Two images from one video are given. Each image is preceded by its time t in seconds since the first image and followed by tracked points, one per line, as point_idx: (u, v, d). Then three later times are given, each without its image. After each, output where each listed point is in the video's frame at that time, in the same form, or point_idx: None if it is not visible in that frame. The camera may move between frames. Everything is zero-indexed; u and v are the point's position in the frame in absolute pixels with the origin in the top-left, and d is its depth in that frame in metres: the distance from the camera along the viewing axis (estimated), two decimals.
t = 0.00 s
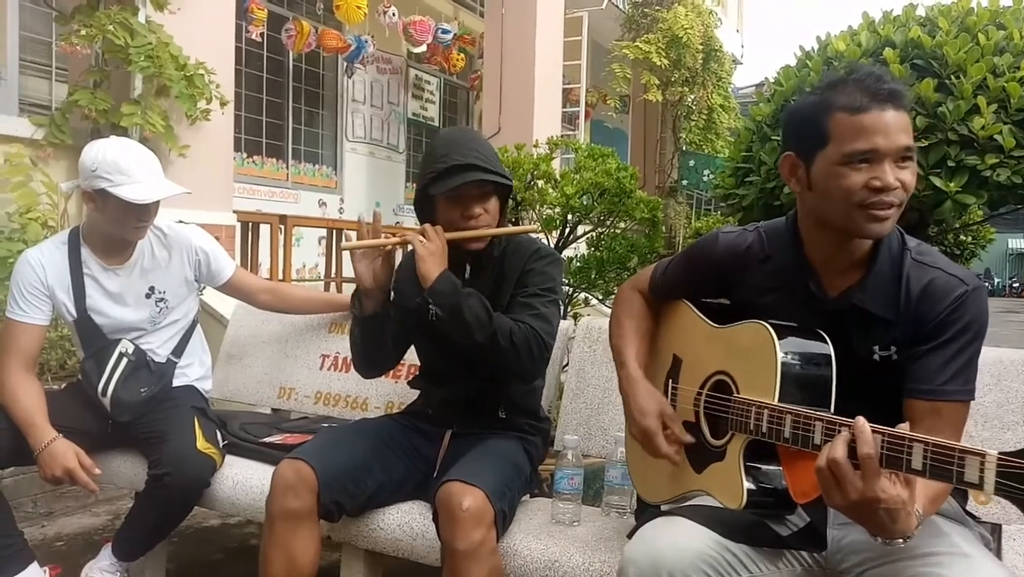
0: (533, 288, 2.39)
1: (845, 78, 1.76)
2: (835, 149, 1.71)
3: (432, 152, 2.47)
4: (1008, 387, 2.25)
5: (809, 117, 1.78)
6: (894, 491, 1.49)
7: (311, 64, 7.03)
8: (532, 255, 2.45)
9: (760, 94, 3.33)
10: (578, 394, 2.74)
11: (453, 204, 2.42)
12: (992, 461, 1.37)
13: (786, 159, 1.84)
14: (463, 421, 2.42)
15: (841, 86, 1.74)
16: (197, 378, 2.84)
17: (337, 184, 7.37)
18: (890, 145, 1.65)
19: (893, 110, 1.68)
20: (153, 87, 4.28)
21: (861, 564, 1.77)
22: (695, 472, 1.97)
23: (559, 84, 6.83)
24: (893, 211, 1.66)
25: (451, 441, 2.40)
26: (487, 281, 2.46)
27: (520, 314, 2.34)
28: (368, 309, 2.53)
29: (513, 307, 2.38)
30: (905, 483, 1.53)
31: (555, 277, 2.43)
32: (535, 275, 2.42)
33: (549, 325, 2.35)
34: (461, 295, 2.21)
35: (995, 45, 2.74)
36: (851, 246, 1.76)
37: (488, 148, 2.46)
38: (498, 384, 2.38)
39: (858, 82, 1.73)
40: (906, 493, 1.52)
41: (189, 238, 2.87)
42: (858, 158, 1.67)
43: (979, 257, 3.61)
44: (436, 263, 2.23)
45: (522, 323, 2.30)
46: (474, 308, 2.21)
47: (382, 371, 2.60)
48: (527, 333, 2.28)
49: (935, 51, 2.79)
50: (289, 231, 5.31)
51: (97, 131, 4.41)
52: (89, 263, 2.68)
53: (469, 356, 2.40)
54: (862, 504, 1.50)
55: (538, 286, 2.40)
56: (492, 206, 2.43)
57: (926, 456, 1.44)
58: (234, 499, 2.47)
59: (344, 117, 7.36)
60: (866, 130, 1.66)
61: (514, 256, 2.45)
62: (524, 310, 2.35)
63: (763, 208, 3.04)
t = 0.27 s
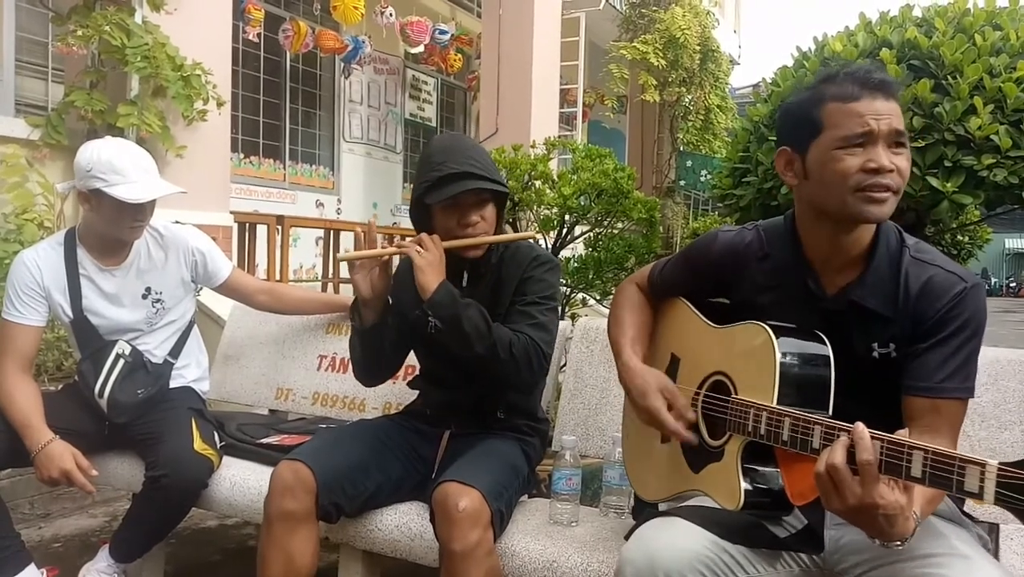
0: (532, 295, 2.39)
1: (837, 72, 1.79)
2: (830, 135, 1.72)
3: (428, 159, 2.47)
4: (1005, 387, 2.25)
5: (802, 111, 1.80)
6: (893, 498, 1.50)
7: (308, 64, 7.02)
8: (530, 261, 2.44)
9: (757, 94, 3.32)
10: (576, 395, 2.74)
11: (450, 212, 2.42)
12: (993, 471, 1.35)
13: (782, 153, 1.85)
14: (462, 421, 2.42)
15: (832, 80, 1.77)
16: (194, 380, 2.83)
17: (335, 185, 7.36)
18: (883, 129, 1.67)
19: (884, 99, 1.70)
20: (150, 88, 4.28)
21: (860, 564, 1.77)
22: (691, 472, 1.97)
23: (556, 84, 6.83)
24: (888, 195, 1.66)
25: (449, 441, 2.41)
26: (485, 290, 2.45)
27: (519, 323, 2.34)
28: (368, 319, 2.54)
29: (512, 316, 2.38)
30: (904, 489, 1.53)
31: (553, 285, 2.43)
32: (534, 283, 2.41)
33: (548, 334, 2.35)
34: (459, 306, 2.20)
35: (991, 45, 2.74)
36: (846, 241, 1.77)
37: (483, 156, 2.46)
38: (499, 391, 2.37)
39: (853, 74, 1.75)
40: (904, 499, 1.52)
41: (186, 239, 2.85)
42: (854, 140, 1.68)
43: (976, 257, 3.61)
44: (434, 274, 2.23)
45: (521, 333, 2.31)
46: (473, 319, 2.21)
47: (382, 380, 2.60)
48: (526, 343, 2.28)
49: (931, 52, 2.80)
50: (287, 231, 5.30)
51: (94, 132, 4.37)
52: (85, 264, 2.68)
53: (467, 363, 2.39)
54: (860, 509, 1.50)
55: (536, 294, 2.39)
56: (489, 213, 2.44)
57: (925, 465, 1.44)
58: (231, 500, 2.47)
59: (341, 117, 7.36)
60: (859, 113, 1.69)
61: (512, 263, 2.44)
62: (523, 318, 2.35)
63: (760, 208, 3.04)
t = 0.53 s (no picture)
0: (541, 289, 2.40)
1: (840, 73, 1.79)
2: (833, 137, 1.72)
3: (445, 150, 2.46)
4: (1005, 387, 2.25)
5: (805, 111, 1.80)
6: (896, 492, 1.50)
7: (307, 65, 7.02)
8: (537, 256, 2.46)
9: (756, 94, 3.32)
10: (576, 395, 2.74)
11: (466, 204, 2.42)
12: (988, 465, 1.36)
13: (785, 153, 1.84)
14: (462, 422, 2.41)
15: (834, 81, 1.78)
16: (193, 381, 2.83)
17: (334, 185, 7.36)
18: (887, 129, 1.67)
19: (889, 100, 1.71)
20: (149, 88, 4.27)
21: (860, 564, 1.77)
22: (692, 472, 1.97)
23: (556, 84, 6.83)
24: (890, 196, 1.67)
25: (449, 444, 2.40)
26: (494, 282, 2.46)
27: (532, 314, 2.35)
28: (375, 311, 2.48)
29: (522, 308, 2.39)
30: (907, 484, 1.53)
31: (560, 279, 2.44)
32: (542, 277, 2.43)
33: (560, 327, 2.36)
34: (478, 296, 2.21)
35: (990, 45, 2.74)
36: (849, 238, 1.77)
37: (499, 149, 2.46)
38: (506, 384, 2.39)
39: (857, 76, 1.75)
40: (910, 493, 1.52)
41: (185, 240, 2.85)
42: (856, 141, 1.69)
43: (976, 257, 3.62)
44: (452, 264, 2.22)
45: (535, 324, 2.31)
46: (491, 309, 2.21)
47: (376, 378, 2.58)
48: (542, 334, 2.29)
49: (931, 51, 2.80)
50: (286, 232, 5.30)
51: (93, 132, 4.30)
52: (85, 265, 2.69)
53: (478, 356, 2.40)
54: (864, 509, 1.50)
55: (546, 288, 2.40)
56: (504, 208, 2.45)
57: (922, 461, 1.45)
58: (231, 501, 2.47)
59: (340, 117, 7.36)
60: (863, 114, 1.69)
61: (518, 260, 2.45)
62: (534, 311, 2.36)
63: (759, 208, 3.04)
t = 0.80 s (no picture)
0: (536, 280, 2.41)
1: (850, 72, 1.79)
2: (845, 135, 1.72)
3: (450, 135, 2.47)
4: (1005, 386, 2.25)
5: (814, 111, 1.80)
6: (895, 494, 1.50)
7: (307, 64, 7.02)
8: (535, 251, 2.47)
9: (757, 94, 3.32)
10: (575, 395, 2.74)
11: (466, 187, 2.43)
12: (993, 466, 1.36)
13: (795, 152, 1.84)
14: (459, 420, 2.41)
15: (846, 78, 1.77)
16: (193, 380, 2.83)
17: (334, 185, 7.36)
18: (899, 129, 1.67)
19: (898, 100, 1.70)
20: (149, 87, 4.27)
21: (860, 564, 1.77)
22: (693, 472, 1.97)
23: (555, 84, 6.82)
24: (902, 196, 1.66)
25: (449, 443, 2.40)
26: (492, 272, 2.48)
27: (524, 302, 2.36)
28: (373, 289, 2.47)
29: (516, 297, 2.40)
30: (906, 487, 1.53)
31: (556, 273, 2.46)
32: (538, 269, 2.44)
33: (551, 315, 2.37)
34: (471, 273, 2.23)
35: (991, 45, 2.74)
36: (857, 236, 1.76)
37: (504, 138, 2.47)
38: (504, 377, 2.39)
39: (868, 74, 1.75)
40: (907, 496, 1.52)
41: (185, 239, 2.84)
42: (869, 140, 1.68)
43: (975, 256, 3.62)
44: (449, 240, 2.25)
45: (527, 310, 2.32)
46: (484, 288, 2.23)
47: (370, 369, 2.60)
48: (533, 319, 2.29)
49: (931, 51, 2.80)
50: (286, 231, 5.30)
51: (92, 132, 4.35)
52: (84, 264, 2.69)
53: (477, 358, 2.39)
54: (863, 508, 1.50)
55: (542, 280, 2.42)
56: (504, 197, 2.46)
57: (926, 461, 1.44)
58: (231, 500, 2.47)
59: (340, 117, 7.36)
60: (875, 113, 1.68)
61: (516, 255, 2.46)
62: (528, 299, 2.37)
63: (759, 207, 3.04)
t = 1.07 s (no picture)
0: (524, 271, 2.39)
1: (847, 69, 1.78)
2: (840, 130, 1.72)
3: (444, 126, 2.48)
4: (1007, 385, 2.25)
5: (813, 107, 1.80)
6: (895, 493, 1.48)
7: (310, 62, 7.02)
8: (528, 244, 2.46)
9: (760, 92, 3.32)
10: (578, 393, 2.74)
11: (457, 176, 2.44)
12: (994, 466, 1.36)
13: (792, 148, 1.84)
14: (455, 416, 2.43)
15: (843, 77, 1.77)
16: (195, 377, 2.83)
17: (336, 183, 7.37)
18: (893, 124, 1.66)
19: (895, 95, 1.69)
20: (152, 85, 4.27)
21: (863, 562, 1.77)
22: (695, 469, 1.97)
23: (558, 82, 6.82)
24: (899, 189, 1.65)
25: (450, 438, 2.41)
26: (485, 267, 2.49)
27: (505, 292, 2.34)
28: (362, 273, 2.46)
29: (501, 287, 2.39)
30: (907, 485, 1.51)
31: (549, 266, 2.43)
32: (529, 262, 2.42)
33: (533, 306, 2.33)
34: (448, 257, 2.24)
35: (995, 43, 2.73)
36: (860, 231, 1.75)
37: (498, 130, 2.47)
38: (498, 369, 2.37)
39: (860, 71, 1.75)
40: (907, 495, 1.50)
41: (187, 237, 2.84)
42: (864, 134, 1.68)
43: (979, 255, 3.62)
44: (430, 225, 2.28)
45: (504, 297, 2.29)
46: (459, 273, 2.23)
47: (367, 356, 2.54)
48: (509, 306, 2.26)
49: (934, 49, 2.79)
50: (288, 229, 5.30)
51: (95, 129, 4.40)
52: (87, 262, 2.69)
53: (473, 352, 2.38)
54: (863, 506, 1.49)
55: (531, 271, 2.39)
56: (495, 186, 2.46)
57: (927, 459, 1.45)
58: (234, 497, 2.47)
59: (343, 115, 7.36)
60: (870, 108, 1.68)
61: (509, 249, 2.46)
62: (509, 289, 2.35)
63: (762, 206, 3.04)
